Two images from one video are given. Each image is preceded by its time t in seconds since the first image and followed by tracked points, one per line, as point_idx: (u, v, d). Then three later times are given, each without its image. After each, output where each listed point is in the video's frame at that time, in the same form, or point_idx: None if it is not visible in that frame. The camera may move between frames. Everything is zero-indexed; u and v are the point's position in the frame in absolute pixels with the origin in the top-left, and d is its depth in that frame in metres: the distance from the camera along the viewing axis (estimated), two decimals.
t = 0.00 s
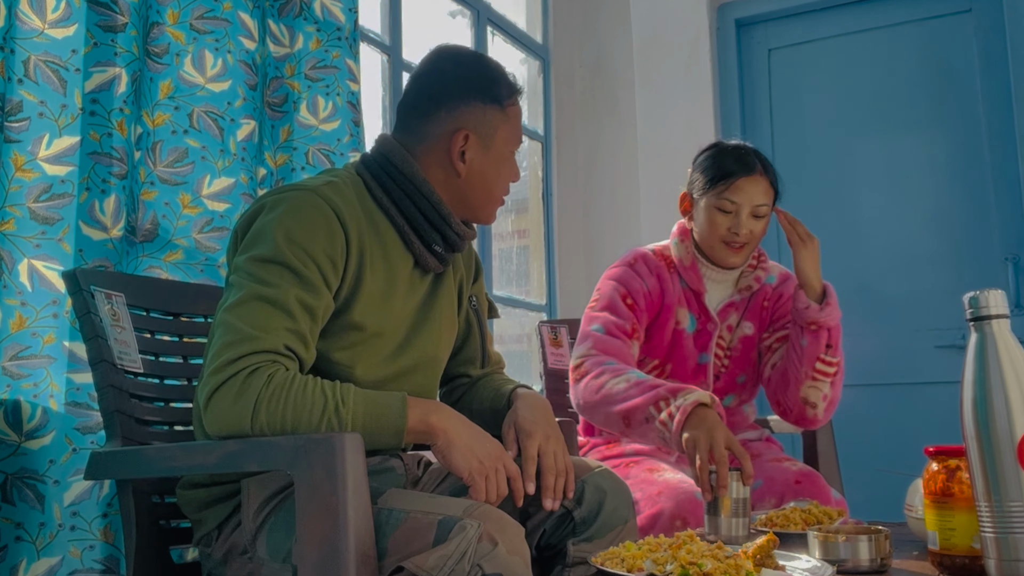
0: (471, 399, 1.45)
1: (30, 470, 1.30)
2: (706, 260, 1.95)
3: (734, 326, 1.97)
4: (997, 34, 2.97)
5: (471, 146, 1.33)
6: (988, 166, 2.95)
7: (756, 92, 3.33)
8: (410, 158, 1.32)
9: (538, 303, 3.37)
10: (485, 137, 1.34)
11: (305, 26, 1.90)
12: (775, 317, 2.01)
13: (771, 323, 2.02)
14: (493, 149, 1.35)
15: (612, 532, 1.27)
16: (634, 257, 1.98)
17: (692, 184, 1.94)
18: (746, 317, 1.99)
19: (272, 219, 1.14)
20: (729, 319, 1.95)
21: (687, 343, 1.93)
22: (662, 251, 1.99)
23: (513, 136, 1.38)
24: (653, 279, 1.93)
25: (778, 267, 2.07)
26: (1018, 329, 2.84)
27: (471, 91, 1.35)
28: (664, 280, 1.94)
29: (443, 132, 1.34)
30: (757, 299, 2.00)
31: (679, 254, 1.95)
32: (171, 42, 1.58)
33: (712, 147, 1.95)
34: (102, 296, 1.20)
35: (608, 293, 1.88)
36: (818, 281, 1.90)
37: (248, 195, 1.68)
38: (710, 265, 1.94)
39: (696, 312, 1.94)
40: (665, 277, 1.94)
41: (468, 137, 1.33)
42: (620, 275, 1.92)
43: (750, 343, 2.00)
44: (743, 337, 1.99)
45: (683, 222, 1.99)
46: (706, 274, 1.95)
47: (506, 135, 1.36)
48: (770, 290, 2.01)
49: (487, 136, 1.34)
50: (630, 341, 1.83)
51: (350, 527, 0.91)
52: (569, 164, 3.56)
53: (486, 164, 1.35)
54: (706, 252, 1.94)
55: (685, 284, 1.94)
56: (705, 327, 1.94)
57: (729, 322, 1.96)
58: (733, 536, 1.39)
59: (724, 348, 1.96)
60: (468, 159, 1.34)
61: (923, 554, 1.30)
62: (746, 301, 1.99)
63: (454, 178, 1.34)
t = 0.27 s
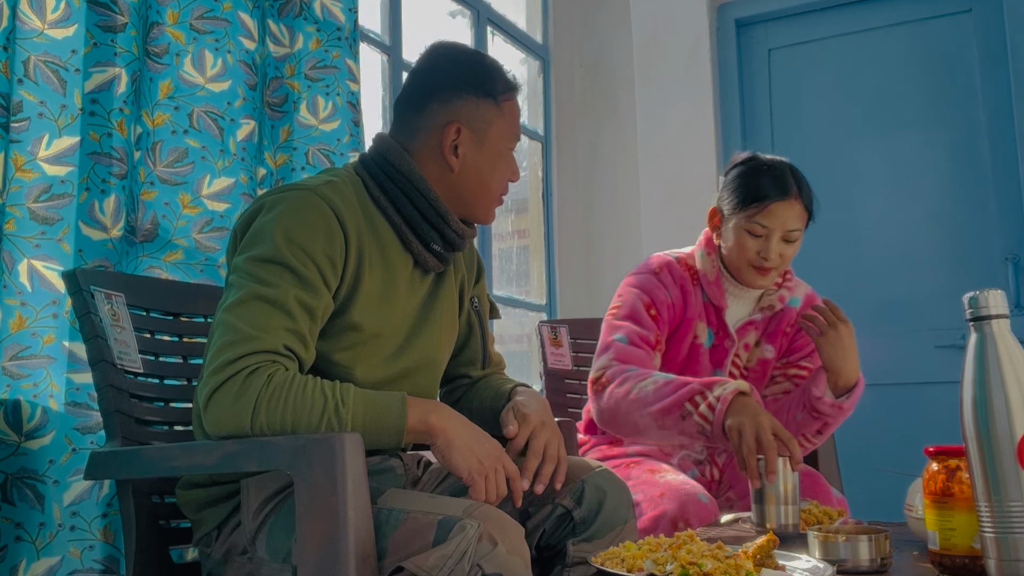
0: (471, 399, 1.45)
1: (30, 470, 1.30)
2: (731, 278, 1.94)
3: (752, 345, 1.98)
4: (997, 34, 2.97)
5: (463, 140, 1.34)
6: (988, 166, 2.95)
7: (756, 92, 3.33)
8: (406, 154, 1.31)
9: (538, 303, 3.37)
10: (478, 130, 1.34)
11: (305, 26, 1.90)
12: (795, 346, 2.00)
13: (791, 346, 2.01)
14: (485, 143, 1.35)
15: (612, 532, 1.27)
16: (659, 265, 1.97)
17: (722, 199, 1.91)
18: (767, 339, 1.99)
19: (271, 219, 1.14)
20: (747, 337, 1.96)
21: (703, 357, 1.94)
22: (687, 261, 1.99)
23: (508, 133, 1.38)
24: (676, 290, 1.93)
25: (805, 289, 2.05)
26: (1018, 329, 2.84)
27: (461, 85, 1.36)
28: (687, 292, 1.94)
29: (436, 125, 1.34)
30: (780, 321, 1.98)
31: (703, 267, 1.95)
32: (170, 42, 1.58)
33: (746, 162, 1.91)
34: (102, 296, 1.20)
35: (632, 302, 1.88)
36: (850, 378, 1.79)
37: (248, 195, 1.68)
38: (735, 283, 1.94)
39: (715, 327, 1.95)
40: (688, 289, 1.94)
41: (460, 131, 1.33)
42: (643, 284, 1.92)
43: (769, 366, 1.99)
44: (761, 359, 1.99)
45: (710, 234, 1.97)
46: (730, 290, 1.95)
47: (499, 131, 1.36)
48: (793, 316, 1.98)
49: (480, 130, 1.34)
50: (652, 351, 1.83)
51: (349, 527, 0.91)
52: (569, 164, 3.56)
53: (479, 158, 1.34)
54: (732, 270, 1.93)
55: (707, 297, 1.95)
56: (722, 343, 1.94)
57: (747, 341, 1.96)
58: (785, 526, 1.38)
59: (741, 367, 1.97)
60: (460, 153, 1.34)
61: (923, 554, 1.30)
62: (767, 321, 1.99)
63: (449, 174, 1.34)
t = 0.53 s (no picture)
0: (471, 400, 1.45)
1: (30, 470, 1.30)
2: (743, 283, 1.93)
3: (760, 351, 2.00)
4: (998, 34, 2.97)
5: (452, 133, 1.34)
6: (988, 166, 2.95)
7: (756, 92, 3.33)
8: (397, 151, 1.31)
9: (538, 303, 3.37)
10: (467, 124, 1.34)
11: (305, 26, 1.90)
12: (802, 349, 2.04)
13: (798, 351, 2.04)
14: (475, 136, 1.34)
15: (612, 532, 1.27)
16: (674, 267, 1.93)
17: (738, 201, 1.89)
18: (776, 345, 2.01)
19: (268, 219, 1.14)
20: (757, 342, 1.98)
21: (716, 362, 1.93)
22: (700, 264, 1.96)
23: (501, 128, 1.37)
24: (694, 293, 1.90)
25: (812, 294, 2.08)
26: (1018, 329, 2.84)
27: (452, 78, 1.36)
28: (704, 297, 1.91)
29: (425, 119, 1.35)
30: (789, 326, 2.01)
31: (716, 272, 1.93)
32: (170, 42, 1.58)
33: (766, 169, 1.89)
34: (102, 296, 1.20)
35: (654, 304, 1.82)
36: (867, 387, 1.83)
37: (247, 195, 1.68)
38: (748, 290, 1.94)
39: (727, 332, 1.94)
40: (704, 293, 1.92)
41: (448, 124, 1.34)
42: (663, 286, 1.87)
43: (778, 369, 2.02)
44: (771, 363, 2.01)
45: (723, 238, 1.96)
46: (742, 296, 1.95)
47: (490, 125, 1.35)
48: (801, 320, 2.01)
49: (469, 124, 1.34)
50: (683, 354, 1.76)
51: (349, 527, 0.91)
52: (569, 165, 3.56)
53: (469, 152, 1.34)
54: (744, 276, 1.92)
55: (720, 303, 1.93)
56: (733, 348, 1.95)
57: (757, 346, 1.99)
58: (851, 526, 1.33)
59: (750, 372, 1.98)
60: (449, 147, 1.34)
61: (923, 555, 1.30)
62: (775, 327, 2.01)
63: (440, 169, 1.34)
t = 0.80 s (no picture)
0: (471, 400, 1.45)
1: (30, 470, 1.30)
2: (745, 286, 1.94)
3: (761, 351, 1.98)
4: (997, 34, 2.97)
5: (447, 132, 1.34)
6: (988, 166, 2.95)
7: (756, 92, 3.33)
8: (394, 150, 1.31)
9: (538, 303, 3.36)
10: (463, 123, 1.34)
11: (305, 26, 1.90)
12: (803, 348, 2.05)
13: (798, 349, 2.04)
14: (471, 136, 1.34)
15: (612, 532, 1.26)
16: (679, 268, 1.92)
17: (743, 203, 1.90)
18: (777, 345, 2.00)
19: (266, 219, 1.14)
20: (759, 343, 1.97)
21: (719, 362, 1.93)
22: (702, 265, 1.95)
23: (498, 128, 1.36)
24: (697, 292, 1.89)
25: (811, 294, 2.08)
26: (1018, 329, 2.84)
27: (448, 77, 1.36)
28: (708, 297, 1.91)
29: (421, 118, 1.35)
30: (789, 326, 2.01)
31: (717, 272, 1.93)
32: (170, 42, 1.58)
33: (771, 170, 1.89)
34: (102, 296, 1.20)
35: (662, 303, 1.81)
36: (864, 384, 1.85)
37: (247, 195, 1.68)
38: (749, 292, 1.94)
39: (729, 333, 1.94)
40: (708, 293, 1.91)
41: (444, 122, 1.34)
42: (669, 287, 1.86)
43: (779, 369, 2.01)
44: (771, 363, 2.01)
45: (726, 238, 1.95)
46: (743, 297, 1.95)
47: (487, 125, 1.35)
48: (802, 321, 2.02)
49: (465, 123, 1.34)
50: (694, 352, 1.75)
51: (349, 527, 0.91)
52: (569, 165, 3.56)
53: (465, 152, 1.34)
54: (746, 278, 1.93)
55: (723, 303, 1.92)
56: (735, 348, 1.94)
57: (759, 346, 1.98)
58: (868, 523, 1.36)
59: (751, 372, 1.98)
60: (444, 146, 1.34)
61: (923, 555, 1.30)
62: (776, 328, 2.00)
63: (436, 168, 1.35)
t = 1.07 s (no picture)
0: (470, 399, 1.45)
1: (30, 470, 1.30)
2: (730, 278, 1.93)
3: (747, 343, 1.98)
4: (998, 34, 2.97)
5: (434, 129, 1.34)
6: (988, 166, 2.95)
7: (756, 92, 3.33)
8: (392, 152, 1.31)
9: (538, 303, 3.37)
10: (451, 122, 1.34)
11: (305, 26, 1.90)
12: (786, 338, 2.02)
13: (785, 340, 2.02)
14: (461, 138, 1.33)
15: (612, 533, 1.26)
16: (661, 261, 1.94)
17: (749, 199, 1.88)
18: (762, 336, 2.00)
19: (263, 219, 1.14)
20: (745, 336, 1.96)
21: (703, 354, 1.93)
22: (688, 257, 1.96)
23: (490, 132, 1.35)
24: (680, 286, 1.90)
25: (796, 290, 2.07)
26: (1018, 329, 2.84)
27: (439, 79, 1.37)
28: (691, 289, 1.92)
29: (409, 116, 1.36)
30: (774, 319, 2.00)
31: (706, 264, 1.93)
32: (170, 42, 1.58)
33: (782, 175, 1.87)
34: (102, 296, 1.20)
35: (641, 303, 1.84)
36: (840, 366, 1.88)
37: (247, 195, 1.68)
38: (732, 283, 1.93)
39: (715, 325, 1.94)
40: (691, 286, 1.92)
41: (431, 120, 1.35)
42: (649, 283, 1.88)
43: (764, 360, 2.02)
44: (756, 355, 2.01)
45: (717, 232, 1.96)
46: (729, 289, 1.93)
47: (478, 127, 1.34)
48: (784, 313, 2.01)
49: (454, 122, 1.34)
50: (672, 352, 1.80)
51: (349, 527, 0.91)
52: (569, 165, 3.56)
53: (453, 152, 1.33)
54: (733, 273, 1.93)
55: (708, 295, 1.93)
56: (721, 341, 1.94)
57: (745, 339, 1.97)
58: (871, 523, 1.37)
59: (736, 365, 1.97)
60: (432, 144, 1.34)
61: (923, 555, 1.30)
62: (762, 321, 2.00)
63: (424, 165, 1.35)
